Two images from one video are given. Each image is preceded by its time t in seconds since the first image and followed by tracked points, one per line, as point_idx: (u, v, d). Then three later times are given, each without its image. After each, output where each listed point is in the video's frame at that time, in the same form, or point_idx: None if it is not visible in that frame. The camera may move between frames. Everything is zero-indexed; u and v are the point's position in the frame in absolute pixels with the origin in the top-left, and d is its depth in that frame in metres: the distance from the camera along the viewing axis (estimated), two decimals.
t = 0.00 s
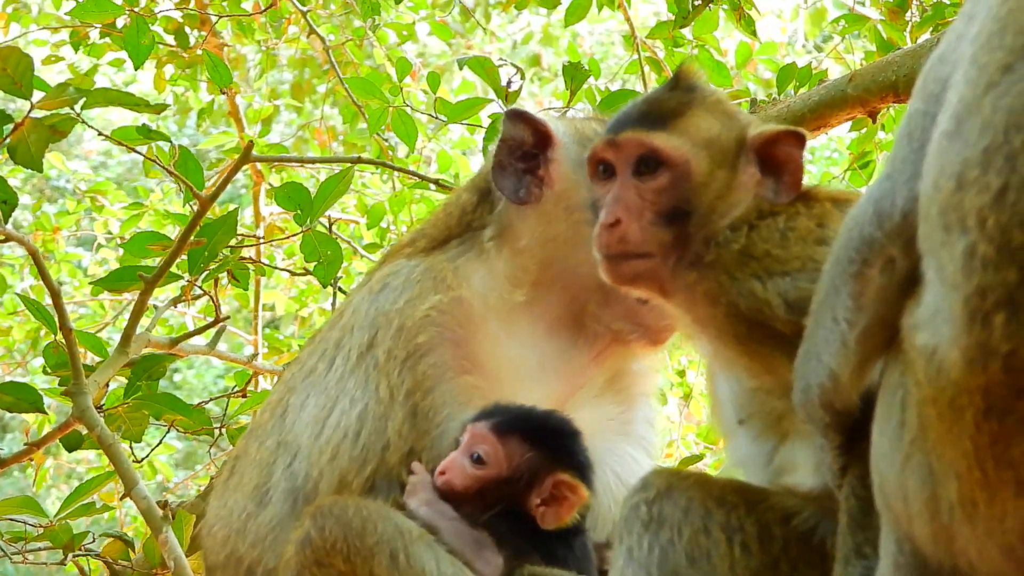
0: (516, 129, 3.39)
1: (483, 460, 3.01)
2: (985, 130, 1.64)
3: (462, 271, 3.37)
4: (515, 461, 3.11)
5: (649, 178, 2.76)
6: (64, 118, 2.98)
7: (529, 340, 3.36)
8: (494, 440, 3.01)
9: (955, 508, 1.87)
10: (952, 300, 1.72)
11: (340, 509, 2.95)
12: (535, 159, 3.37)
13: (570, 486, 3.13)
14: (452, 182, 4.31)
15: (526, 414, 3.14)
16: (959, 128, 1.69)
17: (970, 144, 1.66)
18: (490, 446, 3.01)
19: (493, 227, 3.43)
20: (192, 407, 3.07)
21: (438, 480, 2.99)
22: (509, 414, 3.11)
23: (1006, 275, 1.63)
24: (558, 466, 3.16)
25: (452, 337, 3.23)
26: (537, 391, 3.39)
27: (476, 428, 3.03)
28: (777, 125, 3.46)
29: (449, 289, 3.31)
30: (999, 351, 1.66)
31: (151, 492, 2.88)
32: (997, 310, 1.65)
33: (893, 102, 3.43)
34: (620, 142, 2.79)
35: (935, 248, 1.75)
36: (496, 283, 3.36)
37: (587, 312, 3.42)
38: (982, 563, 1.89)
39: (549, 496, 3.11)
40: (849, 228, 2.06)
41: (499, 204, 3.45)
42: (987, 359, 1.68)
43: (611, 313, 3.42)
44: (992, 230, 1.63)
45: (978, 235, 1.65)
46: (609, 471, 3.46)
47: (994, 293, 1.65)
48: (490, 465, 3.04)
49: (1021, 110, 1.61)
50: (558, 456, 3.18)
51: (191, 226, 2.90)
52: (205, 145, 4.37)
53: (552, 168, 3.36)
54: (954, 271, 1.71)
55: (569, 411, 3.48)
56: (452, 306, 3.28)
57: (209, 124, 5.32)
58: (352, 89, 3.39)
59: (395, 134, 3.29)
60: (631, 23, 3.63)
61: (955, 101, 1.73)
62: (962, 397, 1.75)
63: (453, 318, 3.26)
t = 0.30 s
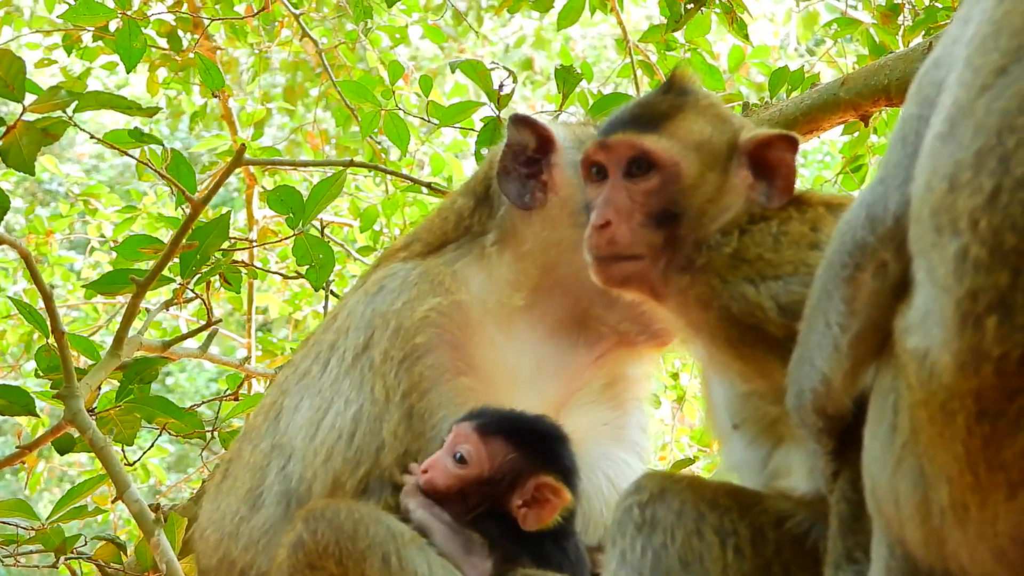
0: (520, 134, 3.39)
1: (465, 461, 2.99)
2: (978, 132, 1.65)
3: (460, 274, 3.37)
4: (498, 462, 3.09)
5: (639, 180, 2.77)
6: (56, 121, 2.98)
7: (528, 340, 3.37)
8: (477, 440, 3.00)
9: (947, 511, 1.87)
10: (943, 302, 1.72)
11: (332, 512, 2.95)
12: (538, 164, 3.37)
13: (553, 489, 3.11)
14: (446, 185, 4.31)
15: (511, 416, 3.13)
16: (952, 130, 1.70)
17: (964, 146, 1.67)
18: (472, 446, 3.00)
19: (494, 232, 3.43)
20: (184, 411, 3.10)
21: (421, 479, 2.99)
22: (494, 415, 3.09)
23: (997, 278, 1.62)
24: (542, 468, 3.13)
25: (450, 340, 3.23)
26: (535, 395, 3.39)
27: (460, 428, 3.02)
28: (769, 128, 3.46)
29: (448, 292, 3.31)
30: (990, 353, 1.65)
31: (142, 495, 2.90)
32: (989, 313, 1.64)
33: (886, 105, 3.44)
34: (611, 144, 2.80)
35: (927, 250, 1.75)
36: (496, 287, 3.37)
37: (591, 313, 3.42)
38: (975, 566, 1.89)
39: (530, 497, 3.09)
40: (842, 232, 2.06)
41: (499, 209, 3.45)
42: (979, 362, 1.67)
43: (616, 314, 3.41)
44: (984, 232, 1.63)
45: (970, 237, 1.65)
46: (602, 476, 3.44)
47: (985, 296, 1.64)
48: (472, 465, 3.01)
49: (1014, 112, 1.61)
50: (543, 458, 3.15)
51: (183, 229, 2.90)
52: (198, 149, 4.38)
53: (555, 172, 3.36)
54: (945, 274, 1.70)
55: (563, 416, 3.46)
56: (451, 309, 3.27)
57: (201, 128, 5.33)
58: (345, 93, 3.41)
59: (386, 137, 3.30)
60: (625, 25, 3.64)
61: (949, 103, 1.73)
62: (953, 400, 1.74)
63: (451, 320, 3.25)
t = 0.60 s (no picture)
0: (514, 135, 3.37)
1: (456, 458, 2.99)
2: (972, 135, 1.64)
3: (456, 275, 3.37)
4: (488, 460, 3.10)
5: (628, 182, 2.77)
6: (50, 121, 2.97)
7: (525, 341, 3.36)
8: (467, 437, 3.01)
9: (939, 514, 1.86)
10: (937, 306, 1.71)
11: (326, 513, 2.95)
12: (533, 165, 3.37)
13: (543, 488, 3.12)
14: (438, 186, 4.31)
15: (502, 414, 3.15)
16: (947, 133, 1.69)
17: (958, 149, 1.66)
18: (463, 443, 3.00)
19: (490, 234, 3.44)
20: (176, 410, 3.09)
21: (411, 475, 2.97)
22: (485, 412, 3.10)
23: (991, 281, 1.61)
24: (533, 466, 3.14)
25: (447, 340, 3.22)
26: (532, 397, 3.40)
27: (451, 425, 3.02)
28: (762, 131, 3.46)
29: (443, 292, 3.31)
30: (984, 357, 1.64)
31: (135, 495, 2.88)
32: (982, 316, 1.63)
33: (880, 108, 3.43)
34: (601, 147, 2.80)
35: (922, 252, 1.74)
36: (492, 289, 3.37)
37: (589, 313, 3.41)
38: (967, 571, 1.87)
39: (520, 496, 3.11)
40: (836, 235, 2.06)
41: (495, 211, 3.46)
42: (972, 365, 1.66)
43: (614, 315, 3.39)
44: (977, 235, 1.62)
45: (964, 240, 1.64)
46: (594, 479, 3.44)
47: (979, 300, 1.63)
48: (462, 463, 3.01)
49: (1007, 115, 1.60)
50: (533, 457, 3.16)
51: (176, 229, 2.90)
52: (191, 149, 4.40)
53: (551, 173, 3.36)
54: (939, 277, 1.70)
55: (556, 417, 3.46)
56: (447, 309, 3.27)
57: (195, 127, 5.35)
58: (338, 92, 3.41)
59: (379, 137, 3.31)
60: (619, 27, 3.65)
61: (944, 105, 1.72)
62: (947, 403, 1.73)
63: (447, 321, 3.25)
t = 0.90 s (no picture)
0: (513, 135, 3.37)
1: (446, 459, 2.98)
2: (968, 138, 1.63)
3: (451, 276, 3.37)
4: (478, 462, 3.08)
5: (603, 191, 2.80)
6: (46, 118, 2.98)
7: (520, 341, 3.36)
8: (459, 438, 3.01)
9: (934, 518, 1.85)
10: (932, 310, 1.70)
11: (319, 513, 2.95)
12: (530, 165, 3.37)
13: (532, 494, 3.10)
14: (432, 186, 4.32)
15: (492, 417, 3.15)
16: (943, 136, 1.68)
17: (953, 152, 1.65)
18: (454, 443, 3.00)
19: (487, 234, 3.44)
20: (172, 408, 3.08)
21: (401, 474, 2.98)
22: (476, 416, 3.10)
23: (986, 286, 1.60)
24: (521, 471, 3.13)
25: (442, 340, 3.22)
26: (525, 399, 3.38)
27: (443, 426, 3.04)
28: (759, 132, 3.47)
29: (439, 293, 3.31)
30: (978, 361, 1.63)
31: (129, 492, 2.88)
32: (977, 321, 1.62)
33: (877, 110, 3.43)
34: (576, 158, 2.82)
35: (918, 256, 1.74)
36: (487, 289, 3.37)
37: (585, 314, 3.42)
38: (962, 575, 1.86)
39: (508, 499, 3.08)
40: (830, 239, 2.06)
41: (491, 211, 3.45)
42: (967, 369, 1.65)
43: (610, 315, 3.42)
44: (972, 240, 1.61)
45: (959, 244, 1.63)
46: (587, 479, 3.43)
47: (974, 304, 1.62)
48: (452, 463, 3.00)
49: (1003, 119, 1.59)
50: (523, 461, 3.15)
51: (172, 227, 2.90)
52: (185, 146, 4.40)
53: (549, 173, 3.37)
54: (935, 281, 1.69)
55: (550, 421, 3.44)
56: (443, 310, 3.27)
57: (190, 125, 5.36)
58: (334, 91, 3.42)
59: (375, 136, 3.32)
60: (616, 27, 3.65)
61: (941, 108, 1.71)
62: (941, 407, 1.72)
63: (443, 321, 3.25)
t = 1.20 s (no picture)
0: (512, 135, 3.32)
1: (446, 457, 3.00)
2: (960, 138, 1.62)
3: (449, 275, 3.38)
4: (478, 459, 3.09)
5: (573, 198, 2.91)
6: (40, 117, 2.97)
7: (518, 339, 3.34)
8: (458, 436, 3.01)
9: (927, 517, 1.82)
10: (925, 309, 1.68)
11: (315, 510, 2.92)
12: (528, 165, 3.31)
13: (532, 490, 3.13)
14: (425, 186, 4.34)
15: (491, 414, 3.18)
16: (935, 134, 1.67)
17: (945, 151, 1.64)
18: (453, 441, 3.00)
19: (486, 233, 3.44)
20: (165, 407, 3.09)
21: (402, 472, 2.98)
22: (475, 414, 3.12)
23: (979, 285, 1.58)
24: (520, 468, 3.15)
25: (440, 338, 3.22)
26: (522, 396, 3.36)
27: (442, 423, 3.04)
28: (754, 130, 3.52)
29: (436, 291, 3.31)
30: (971, 360, 1.60)
31: (123, 492, 2.88)
32: (970, 320, 1.60)
33: (869, 108, 3.43)
34: (544, 168, 2.92)
35: (911, 254, 1.72)
36: (486, 288, 3.38)
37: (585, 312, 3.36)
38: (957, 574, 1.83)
39: (509, 496, 3.10)
40: (824, 237, 2.04)
41: (489, 211, 3.46)
42: (959, 369, 1.62)
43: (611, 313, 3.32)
44: (965, 239, 1.59)
45: (952, 244, 1.61)
46: (584, 477, 3.44)
47: (967, 304, 1.60)
48: (452, 461, 3.01)
49: (995, 117, 1.57)
50: (522, 458, 3.17)
51: (166, 226, 2.90)
52: (178, 145, 4.41)
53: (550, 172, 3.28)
54: (928, 280, 1.67)
55: (548, 420, 3.41)
56: (441, 308, 3.27)
57: (184, 124, 5.38)
58: (328, 89, 3.40)
59: (369, 136, 3.31)
60: (608, 25, 3.65)
61: (933, 106, 1.70)
62: (934, 407, 1.69)
63: (441, 319, 3.25)
